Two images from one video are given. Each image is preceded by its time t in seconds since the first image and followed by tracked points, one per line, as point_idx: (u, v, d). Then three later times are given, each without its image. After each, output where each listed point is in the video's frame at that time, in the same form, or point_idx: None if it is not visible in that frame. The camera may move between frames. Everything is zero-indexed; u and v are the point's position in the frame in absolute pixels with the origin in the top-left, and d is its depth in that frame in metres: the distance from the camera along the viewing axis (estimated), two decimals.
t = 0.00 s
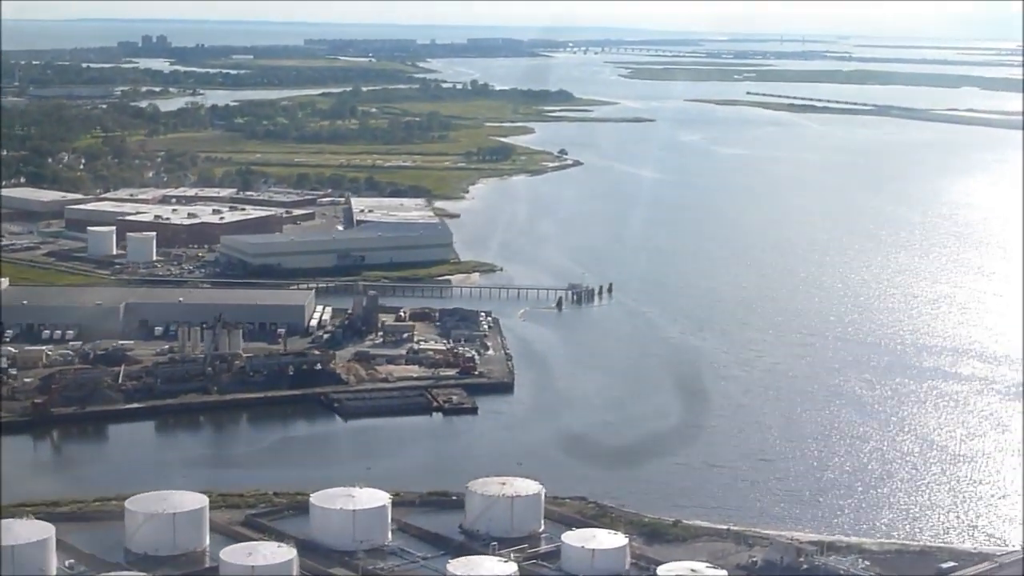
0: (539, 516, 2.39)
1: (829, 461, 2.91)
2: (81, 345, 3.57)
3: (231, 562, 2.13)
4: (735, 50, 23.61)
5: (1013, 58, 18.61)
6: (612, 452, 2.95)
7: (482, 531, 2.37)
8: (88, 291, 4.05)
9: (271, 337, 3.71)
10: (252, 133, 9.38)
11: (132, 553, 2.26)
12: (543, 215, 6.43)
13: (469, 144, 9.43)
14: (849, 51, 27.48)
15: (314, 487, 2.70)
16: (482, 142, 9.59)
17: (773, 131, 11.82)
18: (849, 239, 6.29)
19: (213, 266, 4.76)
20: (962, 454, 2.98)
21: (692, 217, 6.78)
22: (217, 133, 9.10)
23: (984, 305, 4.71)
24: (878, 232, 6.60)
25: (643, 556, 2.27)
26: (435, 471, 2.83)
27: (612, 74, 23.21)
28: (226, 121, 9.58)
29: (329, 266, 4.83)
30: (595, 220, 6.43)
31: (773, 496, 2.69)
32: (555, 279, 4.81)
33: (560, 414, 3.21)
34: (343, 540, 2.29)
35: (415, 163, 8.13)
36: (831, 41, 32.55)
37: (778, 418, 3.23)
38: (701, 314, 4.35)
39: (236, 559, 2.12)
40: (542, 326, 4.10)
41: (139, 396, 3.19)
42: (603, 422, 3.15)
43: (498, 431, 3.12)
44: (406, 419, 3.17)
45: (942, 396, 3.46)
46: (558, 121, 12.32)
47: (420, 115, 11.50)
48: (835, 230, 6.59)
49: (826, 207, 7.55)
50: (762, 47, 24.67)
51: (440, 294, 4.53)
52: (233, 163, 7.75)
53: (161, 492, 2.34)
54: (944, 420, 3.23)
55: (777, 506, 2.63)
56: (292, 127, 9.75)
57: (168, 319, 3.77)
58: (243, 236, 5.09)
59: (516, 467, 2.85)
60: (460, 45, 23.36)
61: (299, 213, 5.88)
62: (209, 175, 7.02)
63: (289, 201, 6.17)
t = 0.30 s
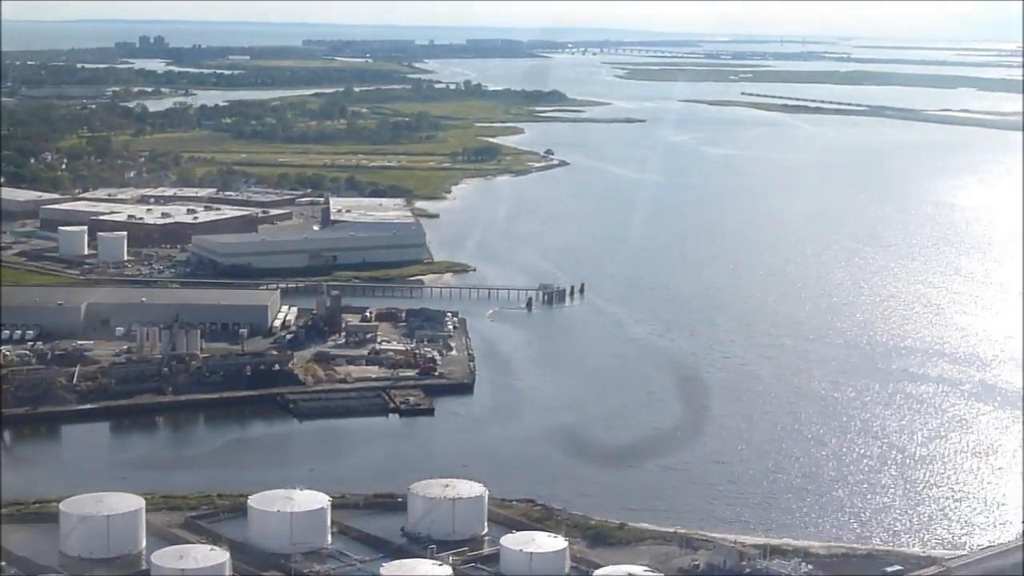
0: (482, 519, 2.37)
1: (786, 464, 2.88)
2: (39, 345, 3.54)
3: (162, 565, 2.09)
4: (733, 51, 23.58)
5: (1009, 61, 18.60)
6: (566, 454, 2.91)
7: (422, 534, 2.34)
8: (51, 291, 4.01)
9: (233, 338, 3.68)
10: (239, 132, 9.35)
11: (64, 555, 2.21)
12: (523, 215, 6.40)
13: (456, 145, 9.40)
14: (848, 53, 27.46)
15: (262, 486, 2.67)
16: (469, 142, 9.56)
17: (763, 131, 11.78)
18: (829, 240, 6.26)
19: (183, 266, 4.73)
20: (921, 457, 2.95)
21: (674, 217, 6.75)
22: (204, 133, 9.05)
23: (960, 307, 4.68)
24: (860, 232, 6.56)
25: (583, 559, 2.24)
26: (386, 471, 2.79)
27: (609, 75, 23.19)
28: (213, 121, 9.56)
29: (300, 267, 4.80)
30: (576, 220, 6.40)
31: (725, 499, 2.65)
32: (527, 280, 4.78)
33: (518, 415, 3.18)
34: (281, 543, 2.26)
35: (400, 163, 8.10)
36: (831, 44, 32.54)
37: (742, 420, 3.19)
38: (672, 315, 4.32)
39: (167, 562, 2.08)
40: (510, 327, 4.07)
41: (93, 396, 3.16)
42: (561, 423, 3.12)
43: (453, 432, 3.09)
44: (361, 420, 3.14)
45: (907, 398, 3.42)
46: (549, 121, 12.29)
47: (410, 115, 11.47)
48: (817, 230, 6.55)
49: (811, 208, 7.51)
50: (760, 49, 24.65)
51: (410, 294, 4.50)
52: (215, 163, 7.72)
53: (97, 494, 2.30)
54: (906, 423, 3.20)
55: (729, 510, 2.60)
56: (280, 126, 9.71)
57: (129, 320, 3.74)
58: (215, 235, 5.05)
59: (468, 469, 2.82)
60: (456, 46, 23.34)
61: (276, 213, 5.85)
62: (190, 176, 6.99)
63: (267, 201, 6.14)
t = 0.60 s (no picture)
0: (411, 521, 2.33)
1: (729, 467, 2.84)
2: None
3: (76, 565, 2.06)
4: (730, 54, 23.54)
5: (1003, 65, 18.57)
6: (508, 457, 2.88)
7: (350, 536, 2.31)
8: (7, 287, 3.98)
9: (186, 335, 3.64)
10: (223, 130, 9.29)
11: None
12: (499, 216, 6.36)
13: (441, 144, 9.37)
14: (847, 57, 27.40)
15: (197, 485, 2.63)
16: (454, 142, 9.52)
17: (752, 133, 11.73)
18: (806, 243, 6.23)
19: (147, 263, 4.69)
20: (868, 463, 2.92)
21: (652, 219, 6.70)
22: (192, 129, 8.96)
23: (929, 312, 4.64)
24: (839, 236, 6.52)
25: (509, 563, 2.21)
26: (325, 471, 2.76)
27: (605, 77, 23.18)
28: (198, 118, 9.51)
29: (265, 265, 4.76)
30: (553, 221, 6.37)
31: (663, 502, 2.62)
32: (494, 281, 4.74)
33: (467, 417, 3.15)
34: (204, 544, 2.22)
35: (381, 163, 8.07)
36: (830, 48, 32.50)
37: (693, 425, 3.16)
38: (637, 317, 4.28)
39: (82, 563, 2.05)
40: (470, 328, 4.03)
41: (37, 394, 3.12)
42: (507, 426, 3.09)
43: (399, 433, 3.05)
44: (307, 420, 3.11)
45: (863, 404, 3.39)
46: (539, 122, 12.24)
47: (398, 115, 11.44)
48: (795, 233, 6.51)
49: (793, 211, 7.47)
50: (757, 53, 24.59)
51: (374, 294, 4.46)
52: (195, 160, 7.69)
53: (19, 493, 2.26)
54: (857, 429, 3.17)
55: (667, 515, 2.56)
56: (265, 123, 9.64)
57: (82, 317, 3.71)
58: (182, 232, 5.02)
59: (409, 471, 2.78)
60: (452, 45, 23.28)
61: (248, 210, 5.81)
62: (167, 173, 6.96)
63: (241, 199, 6.10)
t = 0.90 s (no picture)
0: (350, 522, 2.30)
1: (682, 468, 2.81)
2: None
3: None
4: (727, 55, 23.53)
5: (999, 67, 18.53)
6: (457, 459, 2.84)
7: (287, 538, 2.27)
8: None
9: (144, 336, 3.61)
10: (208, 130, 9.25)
11: None
12: (478, 217, 6.32)
13: (427, 144, 9.33)
14: (845, 59, 27.34)
15: (136, 484, 2.58)
16: (440, 142, 9.48)
17: (742, 133, 11.69)
18: (786, 243, 6.19)
19: (115, 263, 4.65)
20: (824, 466, 2.88)
21: (633, 219, 6.67)
22: (179, 128, 8.92)
23: (904, 313, 4.61)
24: (821, 236, 6.47)
25: (443, 566, 2.17)
26: (270, 470, 2.72)
27: (600, 78, 23.18)
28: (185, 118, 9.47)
29: (234, 265, 4.72)
30: (532, 221, 6.33)
31: (609, 503, 2.58)
32: (465, 281, 4.70)
33: (420, 419, 3.12)
34: (136, 547, 2.19)
35: (364, 163, 8.03)
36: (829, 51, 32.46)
37: (650, 426, 3.12)
38: (606, 317, 4.24)
39: (6, 566, 2.00)
40: (435, 328, 4.00)
41: None
42: (461, 428, 3.05)
43: (349, 435, 3.02)
44: (259, 421, 3.07)
45: (825, 406, 3.36)
46: (528, 122, 12.19)
47: (387, 115, 11.41)
48: (776, 234, 6.48)
49: (777, 211, 7.43)
50: (754, 53, 24.51)
51: (342, 294, 4.43)
52: (175, 161, 7.65)
53: None
54: (816, 432, 3.13)
55: (612, 517, 2.52)
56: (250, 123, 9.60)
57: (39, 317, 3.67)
58: (152, 233, 4.98)
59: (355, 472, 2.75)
60: (449, 47, 23.25)
61: (223, 210, 5.78)
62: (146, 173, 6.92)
63: (217, 199, 6.06)
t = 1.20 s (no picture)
0: (277, 539, 2.28)
1: (625, 485, 2.76)
2: None
3: None
4: (719, 71, 23.52)
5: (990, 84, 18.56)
6: (398, 475, 2.80)
7: (212, 556, 2.23)
8: None
9: (96, 351, 3.58)
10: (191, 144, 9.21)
11: None
12: (452, 232, 6.29)
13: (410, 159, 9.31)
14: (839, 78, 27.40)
15: (69, 497, 2.54)
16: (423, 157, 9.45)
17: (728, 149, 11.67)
18: (760, 258, 6.15)
19: (77, 277, 4.62)
20: (773, 482, 2.83)
21: (609, 234, 6.63)
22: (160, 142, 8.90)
23: (873, 329, 4.58)
24: (797, 251, 6.44)
25: None
26: (207, 485, 2.69)
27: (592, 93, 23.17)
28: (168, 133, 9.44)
29: (198, 279, 4.69)
30: (507, 236, 6.31)
31: (547, 520, 2.55)
32: (430, 296, 4.67)
33: (367, 434, 3.08)
34: (56, 564, 2.14)
35: (344, 177, 8.00)
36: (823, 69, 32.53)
37: (601, 442, 3.09)
38: (569, 331, 4.21)
39: None
40: (392, 343, 3.97)
41: None
42: (406, 444, 3.01)
43: (293, 451, 2.98)
44: (203, 437, 3.04)
45: (780, 422, 3.31)
46: (515, 137, 12.17)
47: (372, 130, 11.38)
48: (753, 249, 6.44)
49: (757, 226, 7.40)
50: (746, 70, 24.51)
51: (304, 309, 4.40)
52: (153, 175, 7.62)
53: None
54: (768, 447, 3.09)
55: (549, 533, 2.49)
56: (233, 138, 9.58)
57: None
58: (117, 246, 4.95)
59: (293, 487, 2.71)
60: (441, 63, 23.26)
61: (193, 224, 5.75)
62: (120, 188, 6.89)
63: (189, 213, 6.03)
